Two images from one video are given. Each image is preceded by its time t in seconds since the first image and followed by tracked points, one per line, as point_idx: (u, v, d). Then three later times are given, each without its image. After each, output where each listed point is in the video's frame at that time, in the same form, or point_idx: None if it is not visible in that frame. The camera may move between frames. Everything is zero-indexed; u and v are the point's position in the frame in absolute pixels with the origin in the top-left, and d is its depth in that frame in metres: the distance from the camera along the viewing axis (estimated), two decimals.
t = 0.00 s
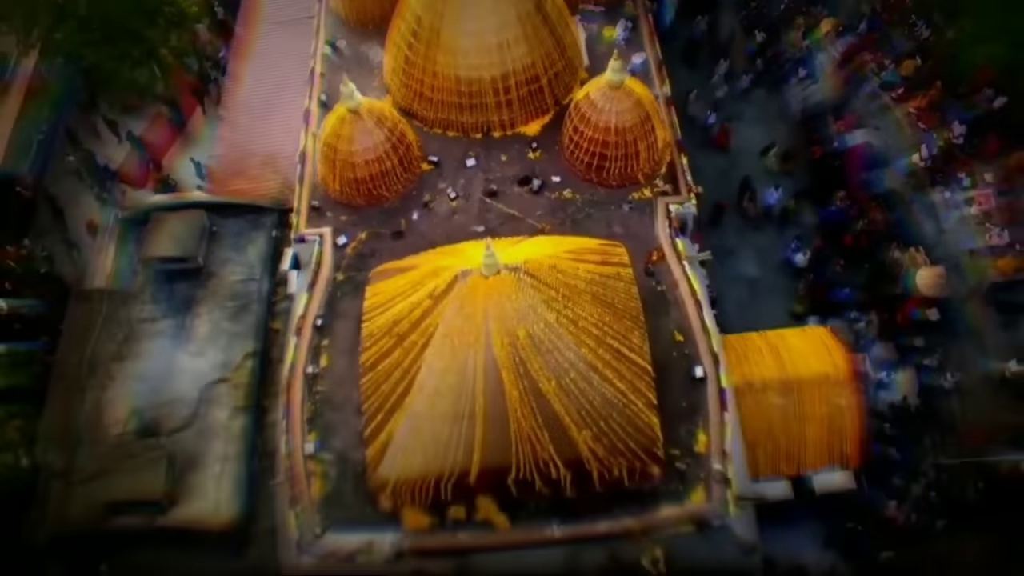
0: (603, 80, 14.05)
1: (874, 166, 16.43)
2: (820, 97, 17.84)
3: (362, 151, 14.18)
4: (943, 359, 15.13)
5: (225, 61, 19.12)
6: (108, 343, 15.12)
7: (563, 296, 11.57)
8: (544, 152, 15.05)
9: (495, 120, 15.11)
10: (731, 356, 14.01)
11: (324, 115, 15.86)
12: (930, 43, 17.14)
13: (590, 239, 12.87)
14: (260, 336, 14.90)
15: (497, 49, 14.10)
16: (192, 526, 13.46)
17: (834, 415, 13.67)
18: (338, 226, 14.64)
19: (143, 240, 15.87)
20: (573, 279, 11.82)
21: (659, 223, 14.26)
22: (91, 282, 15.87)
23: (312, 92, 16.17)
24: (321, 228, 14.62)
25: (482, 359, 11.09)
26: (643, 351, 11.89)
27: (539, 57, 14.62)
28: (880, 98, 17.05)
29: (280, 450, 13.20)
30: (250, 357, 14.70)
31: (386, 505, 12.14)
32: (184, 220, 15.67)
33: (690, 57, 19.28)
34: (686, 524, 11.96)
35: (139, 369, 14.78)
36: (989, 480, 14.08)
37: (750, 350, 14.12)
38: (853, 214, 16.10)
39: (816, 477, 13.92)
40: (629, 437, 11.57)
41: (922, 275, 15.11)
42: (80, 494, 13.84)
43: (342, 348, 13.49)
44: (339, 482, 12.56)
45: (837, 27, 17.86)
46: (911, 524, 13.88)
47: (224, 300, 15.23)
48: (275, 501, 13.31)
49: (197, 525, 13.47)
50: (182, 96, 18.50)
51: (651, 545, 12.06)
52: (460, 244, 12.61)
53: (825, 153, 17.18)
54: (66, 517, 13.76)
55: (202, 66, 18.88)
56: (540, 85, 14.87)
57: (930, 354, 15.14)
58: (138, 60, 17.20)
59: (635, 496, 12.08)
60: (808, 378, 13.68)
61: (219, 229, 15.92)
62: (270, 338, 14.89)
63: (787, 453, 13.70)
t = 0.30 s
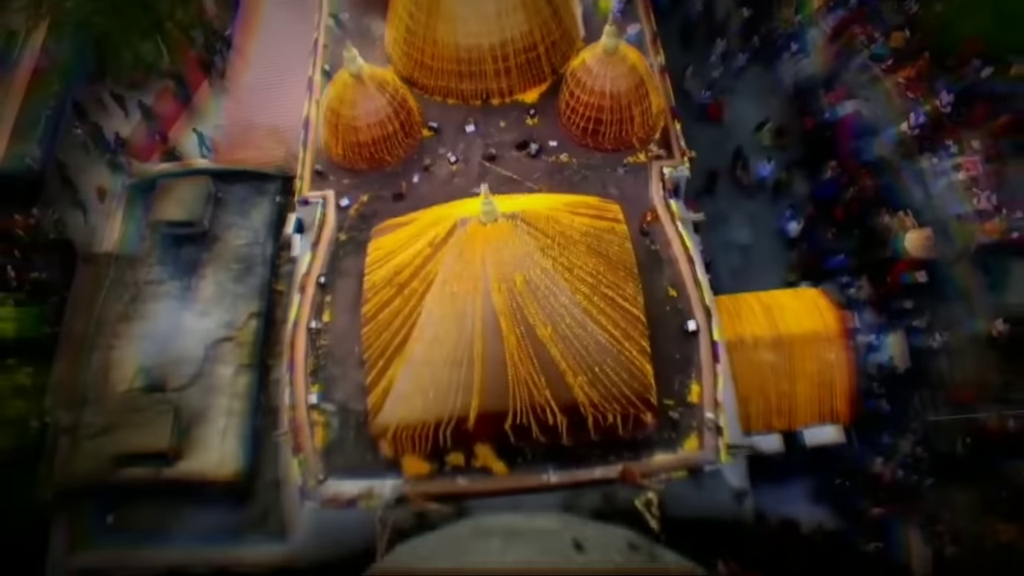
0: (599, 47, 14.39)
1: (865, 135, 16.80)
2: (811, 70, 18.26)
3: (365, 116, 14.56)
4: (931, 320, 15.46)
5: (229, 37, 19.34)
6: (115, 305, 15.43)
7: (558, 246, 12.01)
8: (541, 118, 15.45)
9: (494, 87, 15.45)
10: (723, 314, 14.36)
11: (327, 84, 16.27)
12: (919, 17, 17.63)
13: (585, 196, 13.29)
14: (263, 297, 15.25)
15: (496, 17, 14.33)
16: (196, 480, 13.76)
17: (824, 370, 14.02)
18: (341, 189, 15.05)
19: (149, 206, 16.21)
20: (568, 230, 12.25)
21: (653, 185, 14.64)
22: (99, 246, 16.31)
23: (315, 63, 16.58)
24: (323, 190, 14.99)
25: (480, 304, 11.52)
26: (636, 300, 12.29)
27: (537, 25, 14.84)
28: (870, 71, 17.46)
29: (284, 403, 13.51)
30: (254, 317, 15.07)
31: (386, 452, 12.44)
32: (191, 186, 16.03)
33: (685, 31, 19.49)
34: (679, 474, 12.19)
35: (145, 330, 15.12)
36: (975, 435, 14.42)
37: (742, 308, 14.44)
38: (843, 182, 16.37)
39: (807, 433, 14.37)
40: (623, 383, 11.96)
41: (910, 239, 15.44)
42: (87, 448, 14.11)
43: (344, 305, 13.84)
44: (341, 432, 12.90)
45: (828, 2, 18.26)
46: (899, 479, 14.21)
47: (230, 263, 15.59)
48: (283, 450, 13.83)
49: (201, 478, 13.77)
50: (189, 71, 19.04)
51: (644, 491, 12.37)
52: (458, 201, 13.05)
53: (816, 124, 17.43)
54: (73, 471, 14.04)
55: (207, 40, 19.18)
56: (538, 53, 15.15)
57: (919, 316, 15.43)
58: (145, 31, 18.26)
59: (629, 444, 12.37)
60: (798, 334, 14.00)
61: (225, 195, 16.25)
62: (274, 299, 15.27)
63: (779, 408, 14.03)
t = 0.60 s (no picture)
0: (594, 19, 14.93)
1: (856, 107, 17.15)
2: (803, 47, 18.70)
3: (368, 84, 15.05)
4: (921, 287, 15.71)
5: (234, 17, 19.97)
6: (122, 271, 15.77)
7: (554, 201, 12.41)
8: (539, 88, 15.78)
9: (493, 58, 15.84)
10: (716, 276, 14.73)
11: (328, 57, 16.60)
12: None
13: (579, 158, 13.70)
14: (268, 262, 15.59)
15: None
16: (200, 439, 14.07)
17: (814, 330, 14.37)
18: (343, 156, 15.41)
19: (156, 175, 16.57)
20: (564, 187, 12.66)
21: (647, 152, 15.02)
22: (107, 215, 16.69)
23: (319, 37, 17.01)
24: (327, 157, 15.40)
25: (479, 256, 11.87)
26: (630, 255, 12.70)
27: None
28: (861, 44, 17.75)
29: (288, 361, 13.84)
30: (258, 281, 15.40)
31: (386, 405, 12.74)
32: (198, 157, 16.46)
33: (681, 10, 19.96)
34: (673, 426, 12.43)
35: (152, 294, 15.45)
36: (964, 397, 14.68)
37: (734, 271, 14.83)
38: (833, 155, 16.86)
39: (799, 393, 14.46)
40: (618, 335, 12.34)
41: (898, 205, 15.87)
42: (96, 408, 14.44)
43: (346, 266, 14.19)
44: (344, 387, 13.22)
45: None
46: (888, 440, 14.55)
47: (235, 229, 15.93)
48: (285, 407, 14.13)
49: (205, 437, 14.08)
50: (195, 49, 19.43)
51: (638, 441, 12.58)
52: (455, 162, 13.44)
53: (808, 99, 17.88)
54: (84, 430, 14.36)
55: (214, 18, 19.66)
56: (535, 25, 15.66)
57: (908, 282, 15.73)
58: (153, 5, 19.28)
59: (624, 397, 12.67)
60: (789, 295, 14.38)
61: (230, 165, 16.63)
62: (278, 265, 15.61)
63: (770, 367, 14.38)
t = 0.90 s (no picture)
0: None
1: (845, 77, 17.61)
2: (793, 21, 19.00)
3: (371, 50, 15.54)
4: (910, 247, 16.15)
5: None
6: (131, 232, 16.20)
7: (550, 153, 12.97)
8: (536, 55, 16.24)
9: (492, 26, 16.35)
10: (708, 235, 15.15)
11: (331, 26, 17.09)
12: None
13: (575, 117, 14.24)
14: (273, 223, 16.03)
15: None
16: (207, 389, 14.41)
17: (803, 286, 14.87)
18: (346, 120, 15.83)
19: (164, 141, 17.00)
20: (559, 140, 13.22)
21: (642, 115, 15.45)
22: (116, 179, 17.08)
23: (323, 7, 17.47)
24: (330, 121, 15.75)
25: (478, 203, 12.41)
26: (623, 206, 13.26)
27: None
28: (851, 17, 18.51)
29: (292, 314, 14.24)
30: (263, 241, 15.84)
31: (388, 352, 13.15)
32: (205, 124, 16.94)
33: None
34: (666, 371, 12.79)
35: (160, 254, 15.87)
36: (946, 357, 14.99)
37: (726, 231, 15.25)
38: (825, 122, 17.12)
39: (790, 347, 14.89)
40: (612, 282, 12.82)
41: (886, 169, 16.31)
42: (105, 363, 14.82)
43: (349, 223, 14.61)
44: (346, 337, 13.61)
45: None
46: (877, 395, 14.81)
47: (241, 192, 16.40)
48: (289, 355, 14.58)
49: (210, 387, 14.42)
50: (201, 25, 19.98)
51: (631, 385, 12.87)
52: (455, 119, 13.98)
53: (800, 71, 17.99)
54: (92, 384, 14.73)
55: None
56: None
57: (897, 244, 16.10)
58: None
59: (618, 345, 13.06)
60: (780, 251, 14.85)
61: (236, 131, 17.12)
62: (283, 226, 16.07)
63: (761, 322, 14.83)
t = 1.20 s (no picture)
0: None
1: (836, 51, 18.04)
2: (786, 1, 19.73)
3: (373, 21, 16.04)
4: (900, 214, 16.48)
5: None
6: (138, 198, 16.57)
7: (547, 113, 13.50)
8: (535, 27, 16.69)
9: None
10: (701, 200, 15.52)
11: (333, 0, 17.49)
12: None
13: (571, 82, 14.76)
14: (277, 190, 16.43)
15: None
16: (211, 347, 14.66)
17: (797, 248, 15.22)
18: (349, 89, 16.27)
19: (170, 112, 17.37)
20: (556, 101, 13.76)
21: (636, 84, 15.82)
22: (125, 149, 17.47)
23: None
24: (333, 91, 16.18)
25: (477, 158, 12.89)
26: (616, 165, 13.78)
27: None
28: None
29: (296, 273, 14.60)
30: (267, 206, 16.23)
31: (389, 307, 13.58)
32: (209, 94, 17.26)
33: None
34: (660, 325, 13.07)
35: (167, 219, 16.27)
36: (930, 318, 15.39)
37: (719, 196, 15.63)
38: (817, 95, 17.51)
39: (783, 310, 14.99)
40: (607, 236, 13.25)
41: (875, 139, 16.69)
42: (112, 323, 15.10)
43: (352, 186, 15.02)
44: (349, 293, 14.06)
45: None
46: (865, 355, 15.26)
47: (246, 160, 16.80)
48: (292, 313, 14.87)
49: (215, 345, 14.68)
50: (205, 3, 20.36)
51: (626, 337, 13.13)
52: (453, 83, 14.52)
53: (792, 48, 18.40)
54: (100, 342, 14.98)
55: None
56: None
57: (886, 211, 16.42)
58: None
59: (613, 298, 13.41)
60: (773, 215, 15.26)
61: (241, 103, 17.51)
62: (286, 192, 16.46)
63: (754, 284, 15.18)
